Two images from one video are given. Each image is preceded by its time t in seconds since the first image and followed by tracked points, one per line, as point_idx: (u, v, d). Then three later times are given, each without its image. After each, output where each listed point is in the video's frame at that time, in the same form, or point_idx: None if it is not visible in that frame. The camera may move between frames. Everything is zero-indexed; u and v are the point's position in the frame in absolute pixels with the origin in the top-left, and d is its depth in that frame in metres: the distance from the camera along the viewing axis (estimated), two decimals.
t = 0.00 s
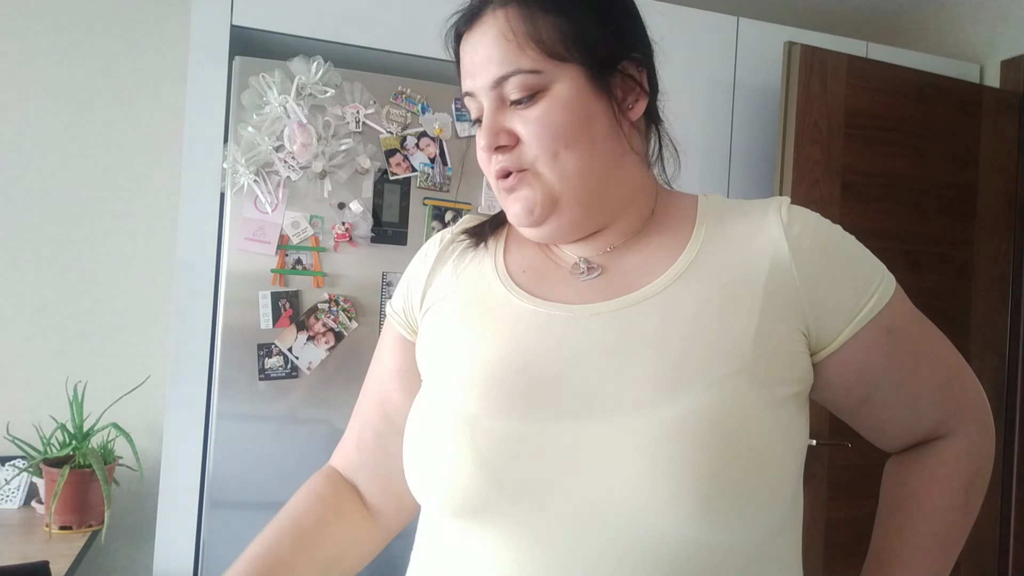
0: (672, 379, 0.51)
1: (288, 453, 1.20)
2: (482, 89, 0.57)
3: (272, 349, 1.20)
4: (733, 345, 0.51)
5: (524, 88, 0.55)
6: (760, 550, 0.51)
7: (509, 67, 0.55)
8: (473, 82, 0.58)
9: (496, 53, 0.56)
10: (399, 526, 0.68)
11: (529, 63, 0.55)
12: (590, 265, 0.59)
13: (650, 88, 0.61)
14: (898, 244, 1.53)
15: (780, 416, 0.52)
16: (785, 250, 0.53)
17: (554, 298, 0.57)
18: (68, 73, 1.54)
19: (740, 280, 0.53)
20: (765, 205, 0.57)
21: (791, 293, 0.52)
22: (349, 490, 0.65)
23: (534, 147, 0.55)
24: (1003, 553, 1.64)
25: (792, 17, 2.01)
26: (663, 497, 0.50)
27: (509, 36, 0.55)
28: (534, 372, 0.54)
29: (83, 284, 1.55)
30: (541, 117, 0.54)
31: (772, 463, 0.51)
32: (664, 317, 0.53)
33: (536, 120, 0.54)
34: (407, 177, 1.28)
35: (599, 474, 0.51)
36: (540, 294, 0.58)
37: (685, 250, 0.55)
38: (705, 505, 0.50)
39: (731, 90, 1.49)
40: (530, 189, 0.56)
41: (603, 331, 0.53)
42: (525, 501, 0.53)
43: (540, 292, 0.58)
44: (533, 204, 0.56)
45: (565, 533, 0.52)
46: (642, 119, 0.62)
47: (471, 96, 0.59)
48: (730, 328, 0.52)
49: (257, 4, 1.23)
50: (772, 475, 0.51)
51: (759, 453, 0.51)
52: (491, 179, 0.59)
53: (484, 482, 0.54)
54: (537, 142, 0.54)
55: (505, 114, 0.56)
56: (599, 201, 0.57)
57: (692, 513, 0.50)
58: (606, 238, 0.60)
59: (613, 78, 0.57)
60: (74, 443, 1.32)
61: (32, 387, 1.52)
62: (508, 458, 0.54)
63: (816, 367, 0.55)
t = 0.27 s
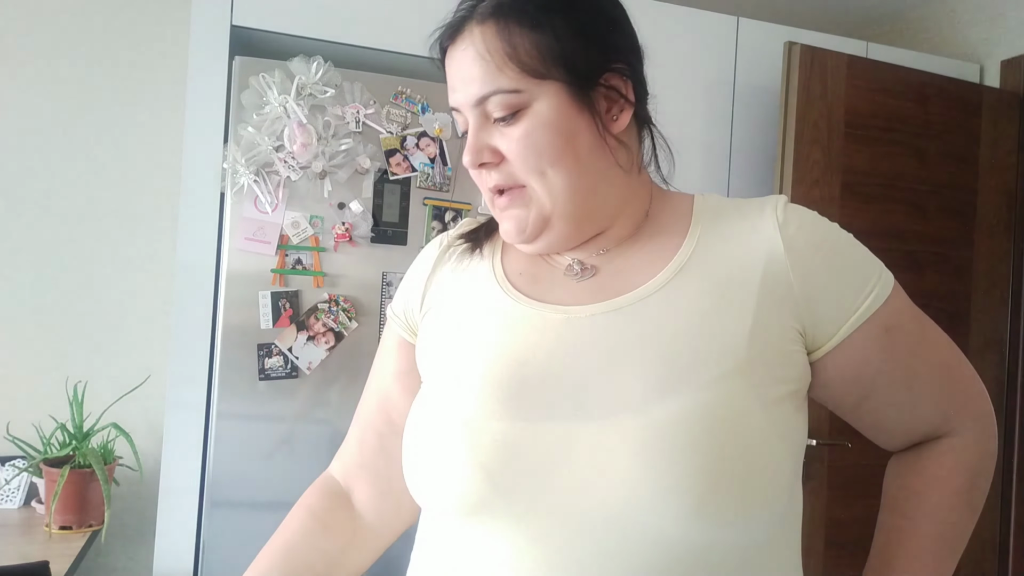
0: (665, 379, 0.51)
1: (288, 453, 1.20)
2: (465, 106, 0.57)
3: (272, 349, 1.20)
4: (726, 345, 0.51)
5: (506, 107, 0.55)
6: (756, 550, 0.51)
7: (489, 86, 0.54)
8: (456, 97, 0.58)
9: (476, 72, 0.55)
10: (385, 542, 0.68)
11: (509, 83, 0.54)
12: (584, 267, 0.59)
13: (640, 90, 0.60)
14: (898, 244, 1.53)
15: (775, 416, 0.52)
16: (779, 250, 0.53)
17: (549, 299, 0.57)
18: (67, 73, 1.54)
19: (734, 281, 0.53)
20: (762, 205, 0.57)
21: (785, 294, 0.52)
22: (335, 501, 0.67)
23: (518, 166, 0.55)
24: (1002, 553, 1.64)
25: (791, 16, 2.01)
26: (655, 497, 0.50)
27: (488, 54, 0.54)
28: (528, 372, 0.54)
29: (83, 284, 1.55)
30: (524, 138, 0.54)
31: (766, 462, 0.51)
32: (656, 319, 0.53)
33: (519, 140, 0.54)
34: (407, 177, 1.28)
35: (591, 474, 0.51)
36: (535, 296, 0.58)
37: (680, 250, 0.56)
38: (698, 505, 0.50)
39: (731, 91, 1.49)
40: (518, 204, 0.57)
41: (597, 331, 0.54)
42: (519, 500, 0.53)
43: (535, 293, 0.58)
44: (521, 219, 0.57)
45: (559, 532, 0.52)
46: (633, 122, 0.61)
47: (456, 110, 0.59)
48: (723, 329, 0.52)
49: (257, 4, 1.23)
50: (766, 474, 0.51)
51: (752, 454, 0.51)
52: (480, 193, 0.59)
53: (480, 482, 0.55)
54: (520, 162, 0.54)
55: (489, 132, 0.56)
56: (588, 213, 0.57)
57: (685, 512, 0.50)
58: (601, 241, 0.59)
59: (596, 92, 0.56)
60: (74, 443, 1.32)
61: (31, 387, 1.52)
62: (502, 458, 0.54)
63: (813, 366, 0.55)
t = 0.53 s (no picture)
0: (662, 380, 0.51)
1: (288, 453, 1.20)
2: (458, 114, 0.57)
3: (272, 349, 1.20)
4: (723, 345, 0.51)
5: (497, 116, 0.55)
6: (754, 551, 0.51)
7: (480, 94, 0.55)
8: (449, 105, 0.58)
9: (467, 80, 0.55)
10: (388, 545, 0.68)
11: (499, 92, 0.54)
12: (581, 268, 0.59)
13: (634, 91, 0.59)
14: (898, 244, 1.53)
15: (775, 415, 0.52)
16: (777, 249, 0.53)
17: (546, 300, 0.57)
18: (68, 73, 1.54)
19: (732, 280, 0.53)
20: (759, 204, 0.57)
21: (783, 293, 0.52)
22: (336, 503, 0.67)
23: (510, 174, 0.56)
24: (1003, 554, 1.64)
25: (792, 16, 2.01)
26: (652, 498, 0.50)
27: (478, 63, 0.55)
28: (525, 373, 0.54)
29: (83, 284, 1.55)
30: (515, 146, 0.54)
31: (766, 462, 0.51)
32: (652, 319, 0.53)
33: (510, 149, 0.55)
34: (407, 177, 1.28)
35: (587, 474, 0.51)
36: (534, 297, 0.58)
37: (678, 249, 0.56)
38: (695, 505, 0.49)
39: (731, 91, 1.49)
40: (512, 211, 0.57)
41: (595, 331, 0.54)
42: (517, 501, 0.53)
43: (534, 295, 0.58)
44: (515, 225, 0.58)
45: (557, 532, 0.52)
46: (632, 122, 0.61)
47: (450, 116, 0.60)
48: (721, 329, 0.52)
49: (257, 4, 1.23)
50: (765, 474, 0.51)
51: (752, 453, 0.50)
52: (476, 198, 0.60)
53: (477, 483, 0.55)
54: (512, 169, 0.55)
55: (481, 140, 0.56)
56: (582, 218, 0.58)
57: (683, 513, 0.50)
58: (599, 242, 0.60)
59: (588, 98, 0.56)
60: (74, 443, 1.32)
61: (31, 387, 1.52)
62: (500, 459, 0.54)
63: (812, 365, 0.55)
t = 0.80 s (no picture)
0: (661, 380, 0.51)
1: (289, 452, 1.20)
2: (468, 105, 0.57)
3: (272, 349, 1.20)
4: (723, 345, 0.51)
5: (509, 106, 0.55)
6: (755, 552, 0.51)
7: (493, 84, 0.54)
8: (458, 97, 0.58)
9: (480, 70, 0.55)
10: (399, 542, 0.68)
11: (512, 82, 0.54)
12: (582, 270, 0.59)
13: (640, 91, 0.60)
14: (898, 245, 1.53)
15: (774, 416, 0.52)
16: (778, 249, 0.53)
17: (546, 301, 0.57)
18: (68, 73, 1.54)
19: (733, 280, 0.53)
20: (759, 205, 0.57)
21: (785, 292, 0.52)
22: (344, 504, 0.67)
23: (521, 165, 0.55)
24: (1002, 553, 1.64)
25: (792, 16, 2.01)
26: (651, 499, 0.50)
27: (491, 53, 0.55)
28: (526, 374, 0.54)
29: (83, 284, 1.55)
30: (527, 136, 0.54)
31: (767, 462, 0.51)
32: (653, 320, 0.53)
33: (522, 140, 0.54)
34: (407, 177, 1.28)
35: (586, 475, 0.51)
36: (534, 298, 0.58)
37: (679, 249, 0.56)
38: (694, 506, 0.49)
39: (731, 91, 1.49)
40: (520, 204, 0.56)
41: (594, 332, 0.54)
42: (516, 501, 0.53)
43: (534, 295, 0.58)
44: (523, 218, 0.57)
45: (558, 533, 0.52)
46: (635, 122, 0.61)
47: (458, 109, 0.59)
48: (722, 328, 0.51)
49: (257, 4, 1.23)
50: (765, 474, 0.51)
51: (752, 454, 0.50)
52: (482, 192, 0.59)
53: (476, 484, 0.55)
54: (523, 161, 0.54)
55: (491, 130, 0.56)
56: (590, 213, 0.57)
57: (681, 514, 0.50)
58: (601, 242, 0.60)
59: (600, 93, 0.56)
60: (74, 443, 1.32)
61: (32, 387, 1.52)
62: (500, 460, 0.54)
63: (813, 365, 0.55)
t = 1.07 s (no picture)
0: (665, 383, 0.51)
1: (289, 452, 1.20)
2: (506, 73, 0.57)
3: (272, 349, 1.20)
4: (727, 346, 0.51)
5: (550, 75, 0.56)
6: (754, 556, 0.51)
7: (537, 52, 0.56)
8: (494, 67, 0.58)
9: (524, 39, 0.56)
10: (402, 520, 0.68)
11: (558, 51, 0.56)
12: (587, 272, 0.59)
13: (664, 93, 0.64)
14: (898, 245, 1.53)
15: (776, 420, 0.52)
16: (781, 252, 0.53)
17: (549, 302, 0.58)
18: (68, 73, 1.54)
19: (736, 283, 0.53)
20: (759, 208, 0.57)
21: (788, 296, 0.52)
22: (344, 485, 0.65)
23: (553, 134, 0.54)
24: (1002, 553, 1.64)
25: (792, 16, 2.01)
26: (653, 502, 0.50)
27: (537, 24, 0.56)
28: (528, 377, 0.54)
29: (83, 284, 1.55)
30: (563, 105, 0.54)
31: (768, 466, 0.51)
32: (656, 322, 0.53)
33: (558, 108, 0.54)
34: (407, 177, 1.28)
35: (588, 478, 0.51)
36: (537, 299, 0.58)
37: (682, 251, 0.56)
38: (695, 510, 0.49)
39: (731, 91, 1.49)
40: (542, 176, 0.55)
41: (596, 334, 0.54)
42: (518, 503, 0.53)
43: (537, 296, 0.58)
44: (543, 190, 0.55)
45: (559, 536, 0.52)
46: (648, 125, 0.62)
47: (490, 80, 0.59)
48: (725, 331, 0.51)
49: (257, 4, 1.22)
50: (767, 478, 0.51)
51: (754, 458, 0.50)
52: (501, 165, 0.57)
53: (477, 486, 0.55)
54: (556, 128, 0.54)
55: (525, 99, 0.56)
56: (607, 197, 0.57)
57: (684, 519, 0.50)
58: (605, 241, 0.60)
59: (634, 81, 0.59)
60: (74, 444, 1.32)
61: (31, 387, 1.52)
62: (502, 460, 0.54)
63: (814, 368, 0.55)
